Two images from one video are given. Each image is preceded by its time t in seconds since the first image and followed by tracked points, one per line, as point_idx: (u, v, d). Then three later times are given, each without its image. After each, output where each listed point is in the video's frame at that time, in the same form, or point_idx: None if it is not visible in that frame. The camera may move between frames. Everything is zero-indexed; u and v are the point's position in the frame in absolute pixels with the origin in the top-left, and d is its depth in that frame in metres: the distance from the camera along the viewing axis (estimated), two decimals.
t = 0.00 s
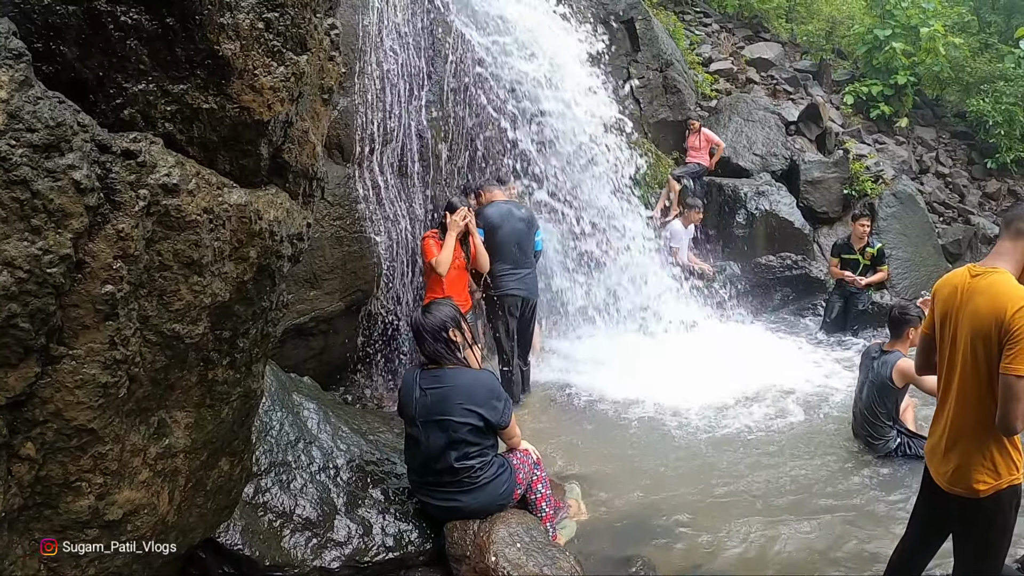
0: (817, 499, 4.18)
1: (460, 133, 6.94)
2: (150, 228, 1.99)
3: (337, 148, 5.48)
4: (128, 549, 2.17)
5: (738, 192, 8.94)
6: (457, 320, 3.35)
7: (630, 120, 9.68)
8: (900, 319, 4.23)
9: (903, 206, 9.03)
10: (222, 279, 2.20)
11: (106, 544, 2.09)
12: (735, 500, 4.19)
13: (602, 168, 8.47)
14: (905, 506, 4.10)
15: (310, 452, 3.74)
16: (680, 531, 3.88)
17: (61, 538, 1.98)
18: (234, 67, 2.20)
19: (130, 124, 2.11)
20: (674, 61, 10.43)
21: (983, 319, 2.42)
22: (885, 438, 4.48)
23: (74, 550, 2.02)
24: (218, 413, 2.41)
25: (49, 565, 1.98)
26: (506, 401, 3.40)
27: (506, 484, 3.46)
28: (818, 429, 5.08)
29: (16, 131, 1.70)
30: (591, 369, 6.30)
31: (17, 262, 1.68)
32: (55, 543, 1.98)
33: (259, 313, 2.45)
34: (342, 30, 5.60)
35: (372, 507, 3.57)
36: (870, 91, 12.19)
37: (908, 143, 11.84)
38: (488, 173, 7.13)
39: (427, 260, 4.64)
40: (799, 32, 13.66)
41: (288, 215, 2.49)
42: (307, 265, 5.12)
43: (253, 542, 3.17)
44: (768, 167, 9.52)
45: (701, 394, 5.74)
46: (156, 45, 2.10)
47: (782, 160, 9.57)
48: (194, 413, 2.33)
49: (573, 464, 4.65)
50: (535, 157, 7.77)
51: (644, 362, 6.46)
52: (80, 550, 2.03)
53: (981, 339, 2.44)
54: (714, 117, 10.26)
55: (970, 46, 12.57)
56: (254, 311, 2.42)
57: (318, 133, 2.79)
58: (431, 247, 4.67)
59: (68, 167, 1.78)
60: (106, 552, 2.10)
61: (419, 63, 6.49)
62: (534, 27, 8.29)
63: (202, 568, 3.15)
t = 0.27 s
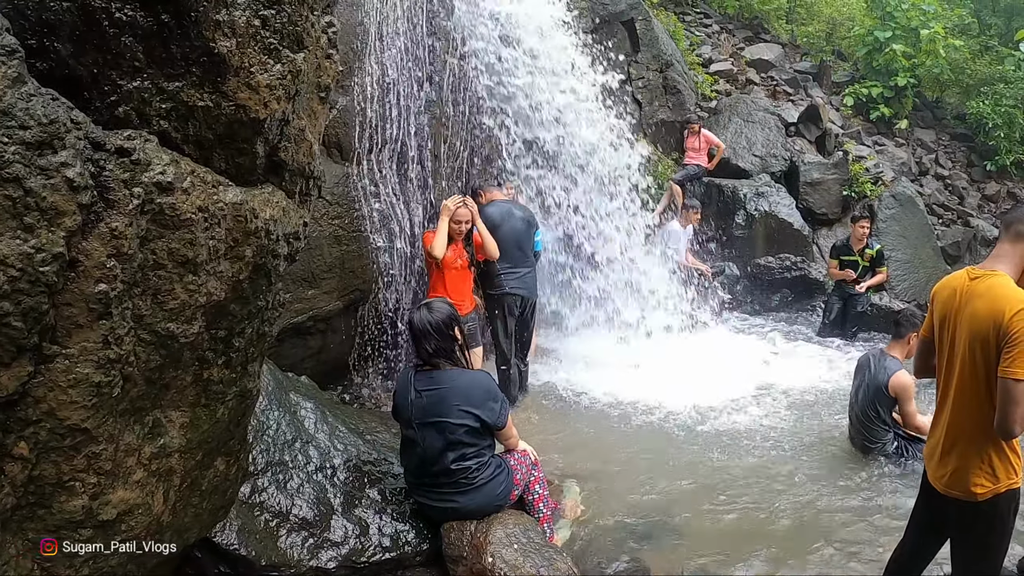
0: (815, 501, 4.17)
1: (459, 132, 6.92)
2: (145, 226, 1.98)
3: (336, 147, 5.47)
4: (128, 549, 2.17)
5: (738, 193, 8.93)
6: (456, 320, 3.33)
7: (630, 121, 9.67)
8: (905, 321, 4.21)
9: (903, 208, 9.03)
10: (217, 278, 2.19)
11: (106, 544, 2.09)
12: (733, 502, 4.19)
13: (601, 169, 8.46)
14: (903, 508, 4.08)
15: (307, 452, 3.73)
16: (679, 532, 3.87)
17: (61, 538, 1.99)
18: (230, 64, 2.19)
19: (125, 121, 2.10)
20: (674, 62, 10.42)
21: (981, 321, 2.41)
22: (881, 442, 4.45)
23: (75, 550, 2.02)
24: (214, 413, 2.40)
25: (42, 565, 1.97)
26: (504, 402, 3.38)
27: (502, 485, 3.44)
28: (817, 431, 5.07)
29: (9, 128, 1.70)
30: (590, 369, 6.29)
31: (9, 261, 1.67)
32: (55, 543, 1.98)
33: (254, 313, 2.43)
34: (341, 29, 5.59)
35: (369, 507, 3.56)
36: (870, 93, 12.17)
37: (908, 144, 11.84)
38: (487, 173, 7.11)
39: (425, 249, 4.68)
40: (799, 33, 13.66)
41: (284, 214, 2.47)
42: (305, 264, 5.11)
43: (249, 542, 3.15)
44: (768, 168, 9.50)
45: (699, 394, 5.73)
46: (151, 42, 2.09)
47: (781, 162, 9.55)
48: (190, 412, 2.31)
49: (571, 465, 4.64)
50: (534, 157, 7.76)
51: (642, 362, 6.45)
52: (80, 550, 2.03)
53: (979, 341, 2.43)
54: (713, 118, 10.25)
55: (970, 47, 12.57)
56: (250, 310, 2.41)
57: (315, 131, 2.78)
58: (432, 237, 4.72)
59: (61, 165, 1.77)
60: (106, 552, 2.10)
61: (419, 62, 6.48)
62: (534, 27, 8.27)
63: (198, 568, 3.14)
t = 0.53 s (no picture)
0: (812, 502, 4.17)
1: (459, 132, 6.92)
2: (141, 223, 1.98)
3: (335, 146, 5.48)
4: (129, 550, 2.20)
5: (737, 194, 8.93)
6: (462, 321, 3.34)
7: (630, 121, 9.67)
8: (908, 323, 4.25)
9: (902, 210, 9.04)
10: (214, 276, 2.18)
11: (106, 544, 2.11)
12: (730, 502, 4.18)
13: (600, 168, 8.46)
14: (901, 510, 4.08)
15: (305, 451, 3.73)
16: (676, 533, 3.87)
17: (61, 539, 1.98)
18: (228, 61, 2.18)
19: (122, 118, 2.10)
20: (674, 62, 10.42)
21: (978, 324, 2.41)
22: (880, 444, 4.44)
23: (75, 550, 2.02)
24: (210, 411, 2.39)
25: (37, 562, 1.96)
26: (502, 403, 3.37)
27: (500, 484, 3.44)
28: (814, 432, 5.07)
29: (5, 125, 1.69)
30: (588, 369, 6.28)
31: (5, 257, 1.67)
32: (55, 543, 1.98)
33: (251, 310, 2.43)
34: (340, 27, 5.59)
35: (366, 506, 3.55)
36: (870, 94, 12.17)
37: (908, 146, 11.84)
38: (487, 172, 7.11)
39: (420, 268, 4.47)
40: (799, 34, 13.66)
41: (282, 212, 2.46)
42: (303, 262, 5.11)
43: (246, 541, 3.15)
44: (767, 169, 9.51)
45: (698, 395, 5.72)
46: (149, 39, 2.09)
47: (781, 162, 9.55)
48: (186, 410, 2.31)
49: (569, 465, 4.64)
50: (533, 156, 7.75)
51: (640, 362, 6.45)
52: (80, 550, 2.03)
53: (976, 344, 2.43)
54: (713, 119, 10.25)
55: (970, 49, 12.59)
56: (247, 308, 2.40)
57: (313, 129, 2.77)
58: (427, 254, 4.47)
59: (57, 161, 1.77)
60: (106, 552, 2.11)
61: (419, 61, 6.47)
62: (534, 27, 8.28)
63: (195, 567, 3.14)
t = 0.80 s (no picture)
0: (809, 502, 4.18)
1: (459, 129, 6.91)
2: (143, 217, 1.98)
3: (335, 142, 5.47)
4: (128, 549, 2.19)
5: (737, 193, 8.93)
6: (473, 320, 3.34)
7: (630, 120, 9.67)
8: (908, 327, 4.23)
9: (901, 211, 9.05)
10: (215, 270, 2.18)
11: (107, 544, 2.11)
12: (728, 502, 4.19)
13: (600, 167, 8.44)
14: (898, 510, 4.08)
15: (303, 447, 3.73)
16: (673, 532, 3.87)
17: (61, 538, 1.99)
18: (230, 56, 2.18)
19: (124, 112, 2.10)
20: (675, 61, 10.41)
21: (976, 325, 2.42)
22: (878, 444, 4.45)
23: (75, 550, 2.03)
24: (210, 406, 2.40)
25: (36, 555, 1.97)
26: (504, 401, 3.38)
27: (499, 481, 3.45)
28: (812, 432, 5.07)
29: (8, 117, 1.69)
30: (587, 368, 6.29)
31: (6, 250, 1.67)
32: (55, 543, 1.99)
33: (252, 305, 2.43)
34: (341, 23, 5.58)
35: (364, 502, 3.56)
36: (870, 96, 12.16)
37: (908, 147, 11.84)
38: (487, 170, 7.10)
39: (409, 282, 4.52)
40: (800, 35, 13.65)
41: (283, 207, 2.47)
42: (302, 259, 5.10)
43: (244, 536, 3.15)
44: (767, 169, 9.50)
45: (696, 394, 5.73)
46: (151, 33, 2.08)
47: (781, 163, 9.55)
48: (186, 405, 2.31)
49: (566, 463, 4.64)
50: (533, 154, 7.75)
51: (638, 361, 6.46)
52: (80, 550, 2.04)
53: (974, 345, 2.43)
54: (714, 118, 10.24)
55: (971, 52, 12.59)
56: (247, 303, 2.40)
57: (314, 125, 2.77)
58: (415, 267, 4.51)
59: (59, 154, 1.77)
60: (107, 552, 2.11)
61: (420, 58, 6.46)
62: (535, 25, 8.26)
63: (192, 562, 3.14)
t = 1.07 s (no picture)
0: (808, 501, 4.18)
1: (460, 125, 6.90)
2: (145, 209, 1.97)
3: (337, 137, 5.46)
4: (128, 549, 2.21)
5: (737, 192, 8.92)
6: (481, 320, 3.31)
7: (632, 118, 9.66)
8: (908, 329, 4.18)
9: (901, 211, 9.04)
10: (217, 264, 2.18)
11: (107, 544, 2.12)
12: (727, 500, 4.19)
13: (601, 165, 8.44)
14: (896, 510, 4.09)
15: (303, 441, 3.73)
16: (672, 529, 3.88)
17: (61, 538, 2.00)
18: (234, 49, 2.17)
19: (127, 104, 2.09)
20: (677, 59, 10.40)
21: (975, 326, 2.42)
22: (877, 443, 4.45)
23: (74, 550, 2.03)
24: (210, 400, 2.40)
25: (37, 547, 1.97)
26: (506, 399, 3.38)
27: (498, 477, 3.45)
28: (811, 431, 5.07)
29: (11, 108, 1.69)
30: (586, 365, 6.28)
31: (9, 241, 1.67)
32: (55, 543, 1.99)
33: (253, 299, 2.43)
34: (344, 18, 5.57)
35: (363, 497, 3.56)
36: (872, 95, 12.15)
37: (909, 148, 11.83)
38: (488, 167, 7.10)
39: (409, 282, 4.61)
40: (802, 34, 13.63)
41: (285, 200, 2.47)
42: (303, 253, 5.09)
43: (243, 530, 3.15)
44: (768, 167, 9.49)
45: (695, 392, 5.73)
46: (155, 25, 2.07)
47: (782, 162, 9.54)
48: (186, 398, 2.31)
49: (565, 460, 4.65)
50: (534, 151, 7.74)
51: (638, 359, 6.47)
52: (79, 550, 2.04)
53: (974, 346, 2.43)
54: (715, 117, 10.23)
55: (973, 53, 12.58)
56: (249, 297, 2.40)
57: (317, 119, 2.76)
58: (412, 267, 4.57)
59: (62, 146, 1.76)
60: (106, 552, 2.12)
61: (422, 53, 6.44)
62: (537, 22, 8.24)
63: (191, 556, 3.14)
